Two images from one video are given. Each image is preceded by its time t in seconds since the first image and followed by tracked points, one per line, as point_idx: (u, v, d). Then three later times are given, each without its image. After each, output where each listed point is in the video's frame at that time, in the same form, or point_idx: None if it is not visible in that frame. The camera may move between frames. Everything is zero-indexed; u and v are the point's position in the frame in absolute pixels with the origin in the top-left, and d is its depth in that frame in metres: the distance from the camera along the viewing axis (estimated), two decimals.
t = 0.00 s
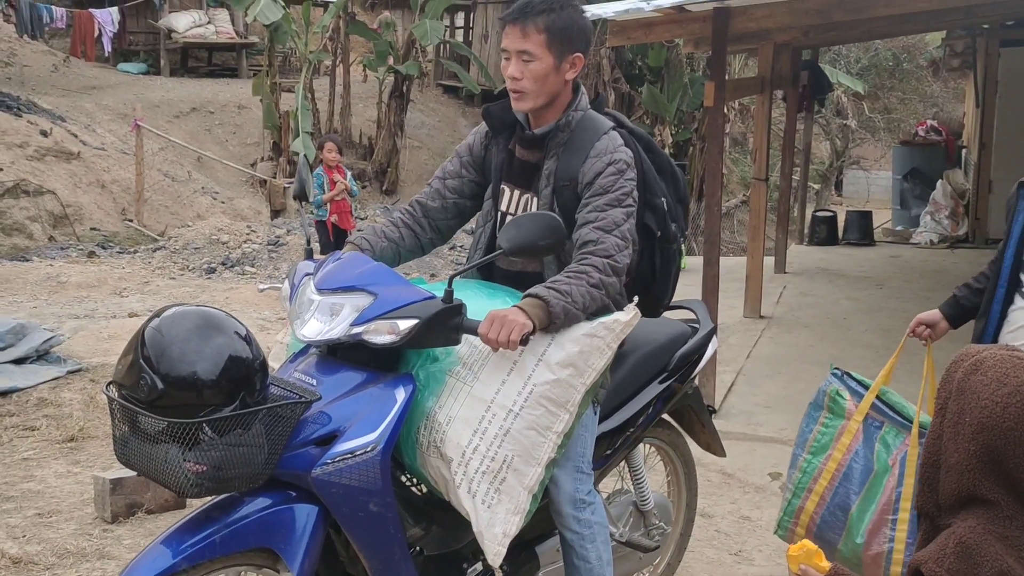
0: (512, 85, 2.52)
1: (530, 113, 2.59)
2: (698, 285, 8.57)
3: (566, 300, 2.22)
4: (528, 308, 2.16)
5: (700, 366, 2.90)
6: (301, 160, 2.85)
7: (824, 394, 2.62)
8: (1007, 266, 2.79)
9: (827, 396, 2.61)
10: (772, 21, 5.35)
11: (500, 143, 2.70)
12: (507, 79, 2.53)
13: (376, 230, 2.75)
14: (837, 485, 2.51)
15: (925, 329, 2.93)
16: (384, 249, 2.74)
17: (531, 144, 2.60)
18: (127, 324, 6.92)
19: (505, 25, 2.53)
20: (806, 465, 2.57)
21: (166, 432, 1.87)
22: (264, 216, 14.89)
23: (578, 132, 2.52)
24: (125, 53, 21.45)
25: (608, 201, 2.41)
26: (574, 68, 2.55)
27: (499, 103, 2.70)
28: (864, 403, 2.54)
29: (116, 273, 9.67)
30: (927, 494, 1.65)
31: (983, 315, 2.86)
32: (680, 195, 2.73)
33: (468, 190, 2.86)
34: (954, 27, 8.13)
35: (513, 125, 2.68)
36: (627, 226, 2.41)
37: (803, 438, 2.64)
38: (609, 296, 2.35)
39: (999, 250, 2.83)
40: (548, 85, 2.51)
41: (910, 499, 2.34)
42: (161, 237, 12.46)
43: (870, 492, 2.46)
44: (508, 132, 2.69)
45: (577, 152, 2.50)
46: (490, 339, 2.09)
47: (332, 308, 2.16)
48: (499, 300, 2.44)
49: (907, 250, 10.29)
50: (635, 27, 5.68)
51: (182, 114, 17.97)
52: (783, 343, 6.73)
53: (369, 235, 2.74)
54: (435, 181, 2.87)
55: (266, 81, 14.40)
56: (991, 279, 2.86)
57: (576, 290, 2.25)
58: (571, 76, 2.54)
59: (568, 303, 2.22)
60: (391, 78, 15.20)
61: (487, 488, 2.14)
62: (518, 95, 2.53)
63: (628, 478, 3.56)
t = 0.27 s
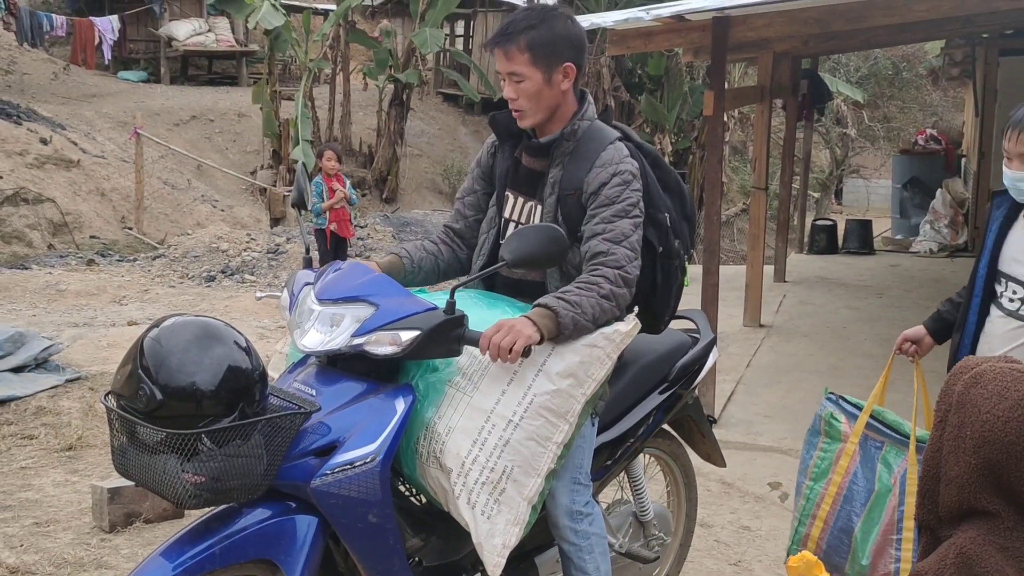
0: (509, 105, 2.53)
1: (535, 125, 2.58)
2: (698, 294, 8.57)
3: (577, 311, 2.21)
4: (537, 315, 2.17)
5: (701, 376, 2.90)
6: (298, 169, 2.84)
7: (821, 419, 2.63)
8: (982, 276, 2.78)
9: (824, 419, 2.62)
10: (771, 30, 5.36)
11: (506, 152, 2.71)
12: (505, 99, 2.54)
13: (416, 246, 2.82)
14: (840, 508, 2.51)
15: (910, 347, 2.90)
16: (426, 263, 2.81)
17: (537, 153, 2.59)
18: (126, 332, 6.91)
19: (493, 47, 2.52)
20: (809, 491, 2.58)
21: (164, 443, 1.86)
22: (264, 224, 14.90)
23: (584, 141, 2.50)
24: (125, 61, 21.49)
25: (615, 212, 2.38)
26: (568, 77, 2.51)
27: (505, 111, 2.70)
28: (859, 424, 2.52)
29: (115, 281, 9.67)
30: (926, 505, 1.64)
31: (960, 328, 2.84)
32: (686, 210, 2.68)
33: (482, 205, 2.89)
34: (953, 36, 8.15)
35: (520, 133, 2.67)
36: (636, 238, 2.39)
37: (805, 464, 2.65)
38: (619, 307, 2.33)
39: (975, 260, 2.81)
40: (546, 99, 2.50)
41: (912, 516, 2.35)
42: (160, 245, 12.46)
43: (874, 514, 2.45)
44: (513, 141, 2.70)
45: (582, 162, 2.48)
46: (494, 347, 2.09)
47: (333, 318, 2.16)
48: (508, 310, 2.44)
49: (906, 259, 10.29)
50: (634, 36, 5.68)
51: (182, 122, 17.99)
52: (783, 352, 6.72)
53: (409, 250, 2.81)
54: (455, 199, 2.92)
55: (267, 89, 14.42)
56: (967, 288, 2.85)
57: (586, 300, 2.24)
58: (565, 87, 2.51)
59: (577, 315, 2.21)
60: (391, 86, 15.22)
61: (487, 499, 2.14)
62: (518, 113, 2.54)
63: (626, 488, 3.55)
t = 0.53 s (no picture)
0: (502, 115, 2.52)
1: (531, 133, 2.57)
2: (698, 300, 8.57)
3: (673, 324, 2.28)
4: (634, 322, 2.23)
5: (703, 383, 2.88)
6: (300, 175, 2.84)
7: (828, 463, 2.60)
8: (950, 284, 2.77)
9: (831, 465, 2.59)
10: (771, 37, 5.36)
11: (501, 160, 2.71)
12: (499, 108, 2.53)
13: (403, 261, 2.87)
14: (858, 551, 2.47)
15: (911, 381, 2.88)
16: (408, 278, 2.85)
17: (535, 160, 2.60)
18: (125, 339, 6.90)
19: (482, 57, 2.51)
20: (829, 538, 2.55)
21: (164, 452, 1.86)
22: (264, 230, 14.91)
23: (587, 147, 2.51)
24: (126, 67, 21.54)
25: (650, 222, 2.42)
26: (557, 83, 2.49)
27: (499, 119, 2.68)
28: (866, 464, 2.49)
29: (115, 288, 9.66)
30: (930, 512, 1.64)
31: (932, 339, 2.82)
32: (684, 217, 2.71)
33: (475, 215, 2.89)
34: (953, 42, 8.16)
35: (513, 143, 2.67)
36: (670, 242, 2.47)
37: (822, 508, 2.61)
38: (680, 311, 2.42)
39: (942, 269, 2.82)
40: (540, 106, 2.49)
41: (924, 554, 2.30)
42: (161, 252, 12.46)
43: (890, 554, 2.40)
44: (509, 149, 2.69)
45: (589, 167, 2.49)
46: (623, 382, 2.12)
47: (334, 326, 2.15)
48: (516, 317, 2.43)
49: (906, 265, 10.30)
50: (635, 42, 5.68)
51: (182, 128, 18.01)
52: (783, 359, 6.72)
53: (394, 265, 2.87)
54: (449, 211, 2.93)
55: (267, 96, 14.44)
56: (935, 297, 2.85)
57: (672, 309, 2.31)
58: (555, 92, 2.49)
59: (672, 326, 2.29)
60: (392, 93, 15.24)
61: (488, 508, 2.12)
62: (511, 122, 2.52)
63: (628, 495, 3.54)
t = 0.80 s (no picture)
0: (494, 115, 2.50)
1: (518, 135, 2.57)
2: (698, 303, 8.57)
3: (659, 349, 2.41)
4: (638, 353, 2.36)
5: (700, 386, 2.89)
6: (296, 178, 2.83)
7: (842, 471, 2.52)
8: (938, 286, 2.76)
9: (844, 473, 2.50)
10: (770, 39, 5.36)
11: (483, 162, 2.69)
12: (491, 109, 2.50)
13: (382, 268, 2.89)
14: (865, 562, 2.41)
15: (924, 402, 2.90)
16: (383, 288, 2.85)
17: (522, 162, 2.60)
18: (125, 342, 6.90)
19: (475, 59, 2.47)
20: (837, 544, 2.48)
21: (161, 454, 1.85)
22: (264, 233, 14.91)
23: (575, 148, 2.53)
24: (126, 70, 21.56)
25: (635, 225, 2.46)
26: (552, 84, 2.51)
27: (482, 122, 2.66)
28: (880, 476, 2.41)
29: (115, 291, 9.66)
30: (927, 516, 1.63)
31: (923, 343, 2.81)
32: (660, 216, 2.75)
33: (451, 217, 2.87)
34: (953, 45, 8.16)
35: (498, 143, 2.65)
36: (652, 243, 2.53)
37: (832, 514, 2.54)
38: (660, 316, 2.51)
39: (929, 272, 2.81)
40: (533, 108, 2.48)
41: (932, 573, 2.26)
42: (160, 254, 12.45)
43: (898, 567, 2.36)
44: (493, 152, 2.67)
45: (578, 167, 2.51)
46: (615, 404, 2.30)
47: (331, 328, 2.15)
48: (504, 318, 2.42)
49: (907, 268, 10.29)
50: (633, 45, 5.68)
51: (182, 131, 18.01)
52: (782, 361, 6.71)
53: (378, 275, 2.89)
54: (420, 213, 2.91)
55: (267, 98, 14.44)
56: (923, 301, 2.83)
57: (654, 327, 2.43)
58: (549, 94, 2.51)
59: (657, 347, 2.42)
60: (392, 96, 15.23)
61: (486, 509, 2.11)
62: (503, 124, 2.50)
63: (627, 497, 3.54)
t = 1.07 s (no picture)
0: (493, 114, 2.49)
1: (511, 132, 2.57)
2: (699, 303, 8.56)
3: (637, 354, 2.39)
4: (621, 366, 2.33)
5: (700, 386, 2.88)
6: (296, 176, 2.83)
7: (851, 471, 2.53)
8: (949, 286, 2.77)
9: (854, 473, 2.51)
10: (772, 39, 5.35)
11: (474, 157, 2.69)
12: (488, 107, 2.49)
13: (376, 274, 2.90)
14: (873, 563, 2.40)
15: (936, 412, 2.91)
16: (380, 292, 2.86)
17: (512, 156, 2.60)
18: (125, 340, 6.90)
19: (472, 57, 2.46)
20: (845, 543, 2.48)
21: (161, 452, 1.85)
22: (264, 232, 14.91)
23: (564, 142, 2.52)
24: (127, 69, 21.56)
25: (618, 221, 2.46)
26: (548, 80, 2.51)
27: (472, 118, 2.64)
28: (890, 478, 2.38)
29: (115, 289, 9.65)
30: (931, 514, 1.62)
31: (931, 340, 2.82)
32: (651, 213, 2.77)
33: (443, 215, 2.86)
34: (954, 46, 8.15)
35: (489, 139, 2.65)
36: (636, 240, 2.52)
37: (843, 513, 2.54)
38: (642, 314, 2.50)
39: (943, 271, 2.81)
40: (530, 106, 2.49)
41: None
42: (161, 253, 12.45)
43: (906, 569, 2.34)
44: (484, 147, 2.67)
45: (566, 162, 2.50)
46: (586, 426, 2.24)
47: (332, 327, 2.15)
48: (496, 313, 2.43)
49: (907, 269, 10.28)
50: (635, 45, 5.67)
51: (183, 130, 18.01)
52: (783, 362, 6.71)
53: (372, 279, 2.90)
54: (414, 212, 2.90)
55: (268, 98, 14.44)
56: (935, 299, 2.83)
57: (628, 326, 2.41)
58: (546, 90, 2.51)
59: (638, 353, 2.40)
60: (393, 95, 15.22)
61: (487, 507, 2.11)
62: (501, 121, 2.50)
63: (628, 497, 3.54)
